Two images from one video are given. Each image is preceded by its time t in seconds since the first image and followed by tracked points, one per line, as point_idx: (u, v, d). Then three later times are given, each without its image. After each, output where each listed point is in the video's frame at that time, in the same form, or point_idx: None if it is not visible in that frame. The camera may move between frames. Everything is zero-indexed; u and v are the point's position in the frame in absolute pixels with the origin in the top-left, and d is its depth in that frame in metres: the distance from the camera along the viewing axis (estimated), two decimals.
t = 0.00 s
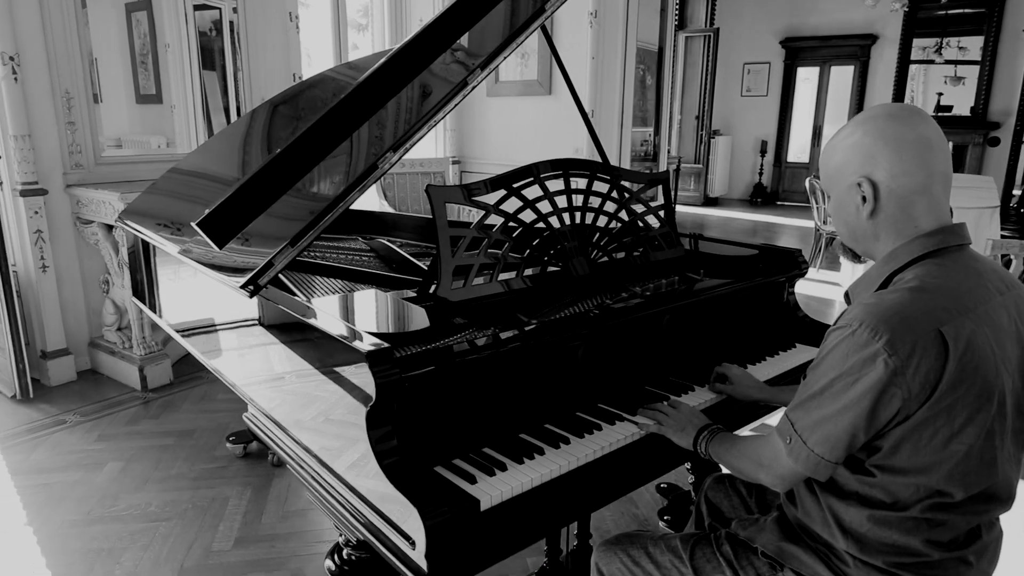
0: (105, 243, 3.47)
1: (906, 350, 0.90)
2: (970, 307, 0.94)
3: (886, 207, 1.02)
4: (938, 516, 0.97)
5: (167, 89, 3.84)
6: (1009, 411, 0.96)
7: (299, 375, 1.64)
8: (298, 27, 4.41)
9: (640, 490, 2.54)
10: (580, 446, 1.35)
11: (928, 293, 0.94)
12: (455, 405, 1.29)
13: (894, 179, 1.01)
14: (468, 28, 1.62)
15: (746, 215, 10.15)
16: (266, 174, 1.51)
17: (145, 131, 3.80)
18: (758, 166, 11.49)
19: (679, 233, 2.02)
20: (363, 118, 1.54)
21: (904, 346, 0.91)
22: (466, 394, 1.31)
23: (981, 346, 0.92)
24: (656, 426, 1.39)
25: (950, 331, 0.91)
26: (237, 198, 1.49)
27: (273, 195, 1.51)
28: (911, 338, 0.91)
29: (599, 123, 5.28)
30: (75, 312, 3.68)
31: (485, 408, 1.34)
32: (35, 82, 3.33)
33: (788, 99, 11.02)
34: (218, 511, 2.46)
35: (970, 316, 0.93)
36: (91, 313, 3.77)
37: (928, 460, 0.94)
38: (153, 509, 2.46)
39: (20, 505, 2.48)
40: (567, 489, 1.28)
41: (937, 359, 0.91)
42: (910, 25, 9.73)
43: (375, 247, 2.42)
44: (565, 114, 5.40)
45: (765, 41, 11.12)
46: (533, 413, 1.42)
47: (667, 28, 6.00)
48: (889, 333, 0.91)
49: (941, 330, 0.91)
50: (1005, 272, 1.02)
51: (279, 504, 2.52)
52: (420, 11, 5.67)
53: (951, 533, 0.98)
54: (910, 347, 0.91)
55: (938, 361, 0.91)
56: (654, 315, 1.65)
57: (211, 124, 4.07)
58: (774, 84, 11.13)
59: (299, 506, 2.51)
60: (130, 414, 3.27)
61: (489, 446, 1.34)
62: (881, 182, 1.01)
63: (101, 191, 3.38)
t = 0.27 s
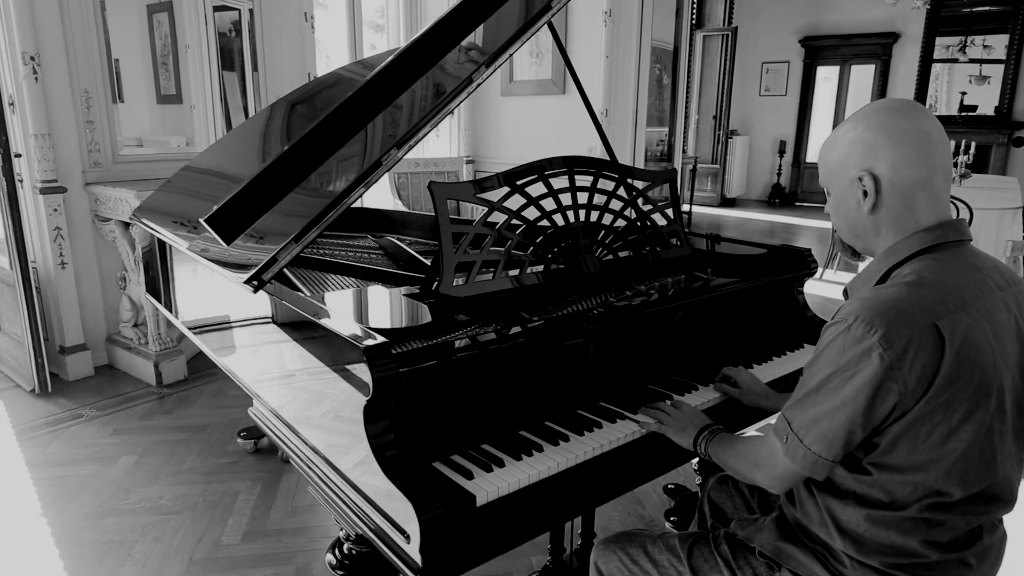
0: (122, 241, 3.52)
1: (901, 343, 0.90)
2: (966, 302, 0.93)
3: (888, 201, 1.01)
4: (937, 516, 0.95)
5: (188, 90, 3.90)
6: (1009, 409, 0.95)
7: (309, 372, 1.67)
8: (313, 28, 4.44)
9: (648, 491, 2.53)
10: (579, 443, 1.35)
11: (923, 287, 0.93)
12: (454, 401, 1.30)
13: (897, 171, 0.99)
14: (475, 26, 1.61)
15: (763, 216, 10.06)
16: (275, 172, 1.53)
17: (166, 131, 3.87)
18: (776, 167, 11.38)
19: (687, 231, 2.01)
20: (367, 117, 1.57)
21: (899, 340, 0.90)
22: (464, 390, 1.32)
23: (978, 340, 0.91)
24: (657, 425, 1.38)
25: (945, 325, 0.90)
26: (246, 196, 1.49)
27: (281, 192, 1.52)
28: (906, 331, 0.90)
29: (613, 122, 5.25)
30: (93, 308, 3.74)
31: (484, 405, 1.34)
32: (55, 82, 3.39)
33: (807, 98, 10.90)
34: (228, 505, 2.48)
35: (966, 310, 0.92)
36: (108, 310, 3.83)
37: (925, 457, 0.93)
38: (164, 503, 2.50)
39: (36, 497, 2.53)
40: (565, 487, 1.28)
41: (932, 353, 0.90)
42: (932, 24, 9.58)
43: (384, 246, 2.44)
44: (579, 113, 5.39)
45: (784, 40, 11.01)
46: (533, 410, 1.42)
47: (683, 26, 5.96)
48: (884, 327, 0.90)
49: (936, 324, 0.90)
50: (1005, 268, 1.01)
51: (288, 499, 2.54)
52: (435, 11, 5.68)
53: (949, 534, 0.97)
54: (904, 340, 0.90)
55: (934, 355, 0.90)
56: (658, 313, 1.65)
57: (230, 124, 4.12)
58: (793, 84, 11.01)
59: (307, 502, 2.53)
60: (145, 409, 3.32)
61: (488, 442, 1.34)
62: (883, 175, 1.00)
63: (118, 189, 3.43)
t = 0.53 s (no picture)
0: (137, 237, 3.55)
1: (892, 337, 0.90)
2: (958, 295, 0.94)
3: (889, 196, 1.01)
4: (932, 515, 0.96)
5: (206, 90, 3.95)
6: (1002, 404, 0.96)
7: (318, 370, 1.70)
8: (327, 28, 4.47)
9: (655, 492, 2.52)
10: (577, 442, 1.35)
11: (914, 281, 0.94)
12: (452, 398, 1.30)
13: (900, 164, 0.98)
14: (480, 26, 1.62)
15: (780, 216, 9.97)
16: (280, 167, 1.46)
17: (184, 131, 3.92)
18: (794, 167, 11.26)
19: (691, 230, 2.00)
20: (374, 115, 1.57)
21: (890, 333, 0.91)
22: (462, 387, 1.32)
23: (969, 334, 0.92)
24: (656, 425, 1.38)
25: (936, 318, 0.91)
26: (253, 191, 1.43)
27: (288, 188, 1.47)
28: (897, 324, 0.91)
29: (626, 121, 5.23)
30: (109, 304, 3.80)
31: (484, 402, 1.35)
32: (72, 81, 3.45)
33: (825, 97, 10.78)
34: (237, 500, 2.51)
35: (957, 304, 0.93)
36: (124, 306, 3.88)
37: (918, 451, 0.94)
38: (174, 497, 2.53)
39: (50, 490, 2.58)
40: (563, 484, 1.28)
41: (924, 347, 0.91)
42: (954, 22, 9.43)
43: (392, 244, 2.45)
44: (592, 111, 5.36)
45: (802, 39, 10.89)
46: (533, 408, 1.42)
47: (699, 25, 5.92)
48: (876, 321, 0.91)
49: (927, 317, 0.91)
50: (998, 264, 1.02)
51: (296, 495, 2.56)
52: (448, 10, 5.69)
53: (944, 534, 0.97)
54: (895, 334, 0.91)
55: (925, 348, 0.91)
56: (661, 312, 1.64)
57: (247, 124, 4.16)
58: (811, 83, 10.89)
59: (315, 497, 2.55)
60: (158, 404, 3.36)
61: (486, 440, 1.34)
62: (886, 169, 0.99)
63: (133, 187, 3.48)
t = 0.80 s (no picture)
0: (150, 236, 3.60)
1: (882, 327, 0.92)
2: (946, 287, 0.96)
3: (886, 190, 1.02)
4: (924, 511, 0.98)
5: (221, 89, 3.99)
6: (994, 396, 0.98)
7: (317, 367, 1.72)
8: (339, 28, 4.49)
9: (661, 492, 2.51)
10: (574, 440, 1.36)
11: (904, 274, 0.96)
12: (449, 396, 1.30)
13: (896, 160, 1.00)
14: (483, 25, 1.64)
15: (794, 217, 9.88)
16: (285, 166, 1.48)
17: (199, 130, 3.97)
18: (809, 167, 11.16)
19: (695, 230, 1.99)
20: (378, 114, 1.58)
21: (880, 324, 0.93)
22: (461, 385, 1.32)
23: (958, 325, 0.94)
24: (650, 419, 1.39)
25: (925, 309, 0.93)
26: (259, 188, 1.45)
27: (294, 186, 1.49)
28: (887, 315, 0.93)
29: (637, 121, 5.20)
30: (122, 301, 3.85)
31: (483, 399, 1.35)
32: (86, 81, 3.50)
33: (842, 97, 10.67)
34: (244, 496, 2.53)
35: (946, 296, 0.95)
36: (137, 303, 3.93)
37: (910, 444, 0.96)
38: (182, 492, 2.56)
39: (62, 484, 2.62)
40: (560, 482, 1.29)
41: (913, 338, 0.93)
42: (973, 21, 9.30)
43: (398, 242, 2.46)
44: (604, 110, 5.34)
45: (818, 38, 10.79)
46: (532, 406, 1.42)
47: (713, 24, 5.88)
48: (865, 312, 0.93)
49: (916, 308, 0.93)
50: (987, 260, 1.04)
51: (302, 492, 2.58)
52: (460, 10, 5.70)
53: (937, 530, 0.99)
54: (886, 324, 0.93)
55: (914, 338, 0.93)
56: (664, 311, 1.63)
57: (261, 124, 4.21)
58: (827, 83, 10.79)
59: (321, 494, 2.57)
60: (170, 400, 3.40)
61: (484, 438, 1.35)
62: (883, 163, 1.01)
63: (146, 185, 3.52)
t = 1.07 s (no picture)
0: (163, 234, 3.64)
1: (879, 320, 0.94)
2: (941, 282, 0.98)
3: (884, 187, 1.05)
4: (922, 507, 0.99)
5: (236, 89, 4.04)
6: (991, 392, 0.99)
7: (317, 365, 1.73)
8: (351, 28, 4.47)
9: (667, 494, 2.50)
10: (575, 439, 1.36)
11: (899, 269, 0.98)
12: (451, 393, 1.31)
13: (894, 159, 1.04)
14: (492, 24, 1.63)
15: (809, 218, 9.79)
16: (295, 163, 1.51)
17: (215, 130, 4.01)
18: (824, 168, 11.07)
19: (702, 231, 1.98)
20: (384, 114, 1.59)
21: (876, 317, 0.95)
22: (462, 383, 1.33)
23: (954, 319, 0.96)
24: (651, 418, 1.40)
25: (920, 303, 0.95)
26: (266, 187, 1.48)
27: (302, 183, 1.52)
28: (883, 308, 0.95)
29: (648, 121, 5.19)
30: (135, 299, 3.89)
31: (485, 398, 1.36)
32: (102, 81, 3.55)
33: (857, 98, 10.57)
34: (252, 492, 2.56)
35: (941, 290, 0.97)
36: (150, 301, 3.97)
37: (907, 438, 0.97)
38: (192, 487, 2.58)
39: (74, 478, 2.66)
40: (559, 481, 1.30)
41: (910, 331, 0.95)
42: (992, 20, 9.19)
43: (406, 241, 2.46)
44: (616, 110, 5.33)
45: (834, 38, 10.70)
46: (534, 405, 1.43)
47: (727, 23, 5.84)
48: (862, 306, 0.95)
49: (911, 302, 0.95)
50: (983, 258, 1.06)
51: (309, 488, 2.60)
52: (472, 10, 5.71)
53: (934, 527, 1.00)
54: (882, 318, 0.95)
55: (910, 332, 0.95)
56: (668, 311, 1.63)
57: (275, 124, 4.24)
58: (842, 83, 10.69)
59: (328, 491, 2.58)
60: (181, 397, 3.44)
61: (485, 436, 1.35)
62: (880, 162, 1.04)
63: (159, 184, 3.56)
